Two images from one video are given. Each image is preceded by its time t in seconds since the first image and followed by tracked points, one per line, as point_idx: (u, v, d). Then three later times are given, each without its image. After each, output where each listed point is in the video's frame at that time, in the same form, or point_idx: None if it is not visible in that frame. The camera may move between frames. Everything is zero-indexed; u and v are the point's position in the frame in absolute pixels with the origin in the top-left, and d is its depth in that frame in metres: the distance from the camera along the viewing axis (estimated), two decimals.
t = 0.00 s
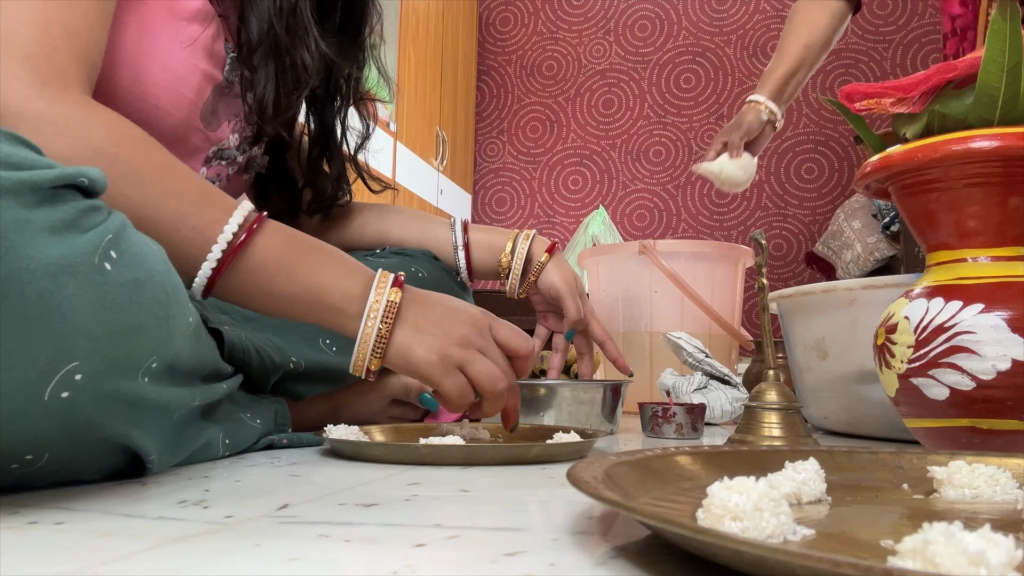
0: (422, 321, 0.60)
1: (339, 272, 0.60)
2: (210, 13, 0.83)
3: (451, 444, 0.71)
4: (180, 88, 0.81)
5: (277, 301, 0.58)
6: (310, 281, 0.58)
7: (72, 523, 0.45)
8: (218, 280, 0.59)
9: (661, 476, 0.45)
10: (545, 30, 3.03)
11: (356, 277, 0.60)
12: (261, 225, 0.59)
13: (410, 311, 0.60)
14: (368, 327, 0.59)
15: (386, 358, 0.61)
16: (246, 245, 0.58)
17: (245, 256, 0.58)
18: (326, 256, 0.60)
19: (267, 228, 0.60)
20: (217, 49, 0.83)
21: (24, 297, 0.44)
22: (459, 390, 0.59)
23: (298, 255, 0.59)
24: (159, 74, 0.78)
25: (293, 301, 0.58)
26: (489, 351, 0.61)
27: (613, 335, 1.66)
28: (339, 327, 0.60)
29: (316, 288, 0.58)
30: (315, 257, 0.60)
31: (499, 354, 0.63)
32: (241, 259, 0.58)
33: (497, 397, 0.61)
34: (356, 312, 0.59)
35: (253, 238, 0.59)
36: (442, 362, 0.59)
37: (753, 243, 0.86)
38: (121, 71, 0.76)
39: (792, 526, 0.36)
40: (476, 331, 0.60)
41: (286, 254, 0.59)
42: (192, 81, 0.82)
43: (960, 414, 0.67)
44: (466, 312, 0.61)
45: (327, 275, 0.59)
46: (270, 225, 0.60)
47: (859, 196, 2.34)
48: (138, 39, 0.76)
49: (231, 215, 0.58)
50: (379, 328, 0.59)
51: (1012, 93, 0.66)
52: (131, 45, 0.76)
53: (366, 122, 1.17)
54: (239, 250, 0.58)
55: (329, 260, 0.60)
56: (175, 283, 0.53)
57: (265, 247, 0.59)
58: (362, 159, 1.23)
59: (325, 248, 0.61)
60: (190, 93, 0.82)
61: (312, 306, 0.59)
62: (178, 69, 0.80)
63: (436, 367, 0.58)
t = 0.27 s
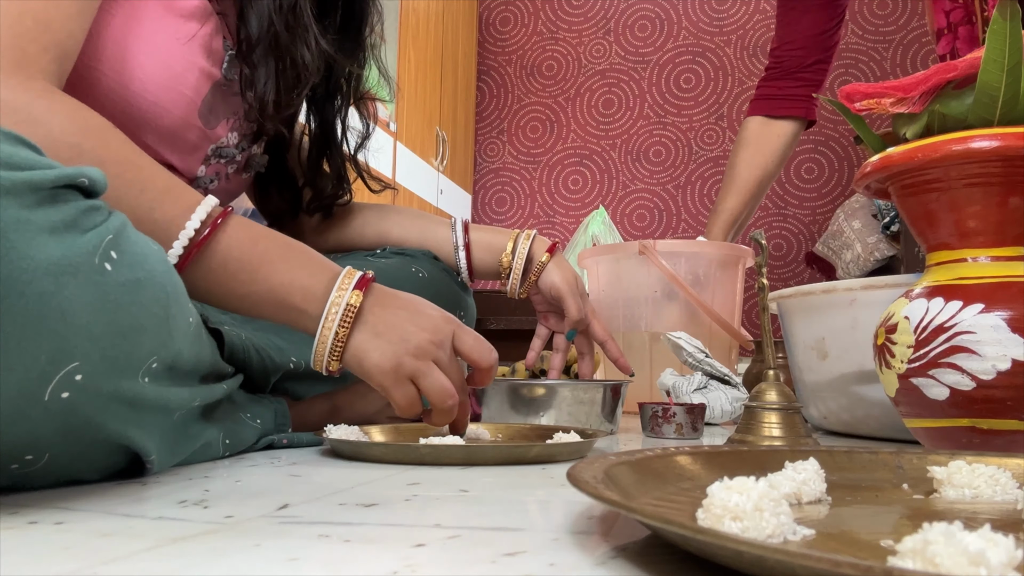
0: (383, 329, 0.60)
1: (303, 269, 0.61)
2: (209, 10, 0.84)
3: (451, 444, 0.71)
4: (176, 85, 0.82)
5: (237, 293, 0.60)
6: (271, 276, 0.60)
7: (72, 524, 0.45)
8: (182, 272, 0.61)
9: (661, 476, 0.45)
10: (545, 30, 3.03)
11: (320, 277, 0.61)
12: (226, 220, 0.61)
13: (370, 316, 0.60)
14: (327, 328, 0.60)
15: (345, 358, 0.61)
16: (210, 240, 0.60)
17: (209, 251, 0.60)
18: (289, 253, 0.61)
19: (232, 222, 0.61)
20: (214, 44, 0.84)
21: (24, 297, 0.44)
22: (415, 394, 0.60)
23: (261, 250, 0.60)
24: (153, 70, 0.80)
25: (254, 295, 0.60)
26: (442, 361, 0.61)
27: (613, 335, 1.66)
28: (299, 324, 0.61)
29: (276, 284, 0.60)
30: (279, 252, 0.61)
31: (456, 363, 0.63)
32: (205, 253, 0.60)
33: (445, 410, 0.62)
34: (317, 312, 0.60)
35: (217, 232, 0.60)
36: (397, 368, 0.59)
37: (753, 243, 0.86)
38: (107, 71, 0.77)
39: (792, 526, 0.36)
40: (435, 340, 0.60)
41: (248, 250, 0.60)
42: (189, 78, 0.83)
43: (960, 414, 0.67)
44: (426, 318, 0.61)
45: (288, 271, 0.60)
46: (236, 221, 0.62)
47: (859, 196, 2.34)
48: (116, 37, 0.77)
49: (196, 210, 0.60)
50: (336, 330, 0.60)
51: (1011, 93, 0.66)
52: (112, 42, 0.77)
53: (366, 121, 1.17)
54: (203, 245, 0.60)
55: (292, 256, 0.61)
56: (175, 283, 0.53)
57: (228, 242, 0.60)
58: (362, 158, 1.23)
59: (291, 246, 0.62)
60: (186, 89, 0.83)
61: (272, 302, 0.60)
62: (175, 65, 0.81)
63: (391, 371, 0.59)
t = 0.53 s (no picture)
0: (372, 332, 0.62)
1: (288, 276, 0.62)
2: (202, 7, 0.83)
3: (451, 444, 0.71)
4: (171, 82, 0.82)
5: (224, 297, 0.60)
6: (259, 284, 0.60)
7: (72, 523, 0.45)
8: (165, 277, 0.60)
9: (661, 476, 0.45)
10: (545, 30, 3.03)
11: (307, 285, 0.62)
12: (210, 225, 0.61)
13: (358, 320, 0.62)
14: (317, 333, 0.61)
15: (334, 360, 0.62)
16: (195, 245, 0.59)
17: (194, 255, 0.60)
18: (275, 260, 0.62)
19: (216, 227, 0.61)
20: (211, 42, 0.84)
21: (24, 297, 0.44)
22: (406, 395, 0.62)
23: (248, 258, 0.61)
24: (148, 67, 0.79)
25: (241, 300, 0.60)
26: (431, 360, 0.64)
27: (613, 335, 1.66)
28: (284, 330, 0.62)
29: (265, 292, 0.60)
30: (265, 259, 0.61)
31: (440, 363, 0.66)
32: (191, 259, 0.60)
33: (435, 407, 0.64)
34: (305, 317, 0.61)
35: (201, 238, 0.60)
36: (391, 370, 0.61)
37: (753, 242, 0.86)
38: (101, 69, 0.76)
39: (792, 526, 0.36)
40: (423, 342, 0.63)
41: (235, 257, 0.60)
42: (186, 76, 0.82)
43: (959, 414, 0.67)
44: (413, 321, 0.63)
45: (276, 278, 0.61)
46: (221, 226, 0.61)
47: (859, 196, 2.34)
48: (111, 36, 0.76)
49: (181, 215, 0.60)
50: (327, 334, 0.61)
51: (1012, 93, 0.66)
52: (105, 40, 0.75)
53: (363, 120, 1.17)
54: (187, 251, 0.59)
55: (278, 264, 0.62)
56: (175, 282, 0.53)
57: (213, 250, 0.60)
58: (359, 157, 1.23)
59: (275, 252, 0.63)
60: (181, 86, 0.83)
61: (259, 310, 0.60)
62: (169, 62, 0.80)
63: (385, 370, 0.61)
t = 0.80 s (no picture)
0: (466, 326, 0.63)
1: (377, 272, 0.60)
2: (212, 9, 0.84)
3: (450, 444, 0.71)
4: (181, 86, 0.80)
5: (317, 296, 0.57)
6: (352, 278, 0.58)
7: (72, 524, 0.45)
8: (251, 276, 0.57)
9: (661, 476, 0.45)
10: (545, 30, 3.03)
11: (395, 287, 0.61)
12: (298, 222, 0.58)
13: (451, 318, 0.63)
14: (417, 335, 0.60)
15: (435, 358, 0.62)
16: (280, 242, 0.56)
17: (281, 253, 0.57)
18: (361, 255, 0.60)
19: (304, 225, 0.58)
20: (218, 44, 0.84)
21: (26, 297, 0.44)
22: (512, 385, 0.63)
23: (335, 254, 0.58)
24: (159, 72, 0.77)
25: (334, 293, 0.57)
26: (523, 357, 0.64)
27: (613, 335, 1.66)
28: (378, 328, 0.61)
29: (358, 286, 0.58)
30: (350, 256, 0.59)
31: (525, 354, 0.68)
32: (279, 257, 0.57)
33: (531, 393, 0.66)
34: (404, 308, 0.61)
35: (287, 236, 0.57)
36: (491, 364, 0.62)
37: (753, 243, 0.86)
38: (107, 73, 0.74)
39: (792, 526, 0.36)
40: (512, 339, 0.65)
41: (324, 252, 0.58)
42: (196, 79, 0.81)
43: (959, 414, 0.67)
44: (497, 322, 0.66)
45: (365, 274, 0.59)
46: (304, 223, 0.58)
47: (860, 196, 2.34)
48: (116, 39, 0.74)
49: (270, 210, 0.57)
50: (428, 332, 0.61)
51: (1012, 93, 0.66)
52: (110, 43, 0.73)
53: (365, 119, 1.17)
54: (273, 249, 0.56)
55: (365, 261, 0.60)
56: (176, 282, 0.53)
57: (302, 245, 0.57)
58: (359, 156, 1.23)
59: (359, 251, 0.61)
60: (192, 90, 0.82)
61: (351, 306, 0.58)
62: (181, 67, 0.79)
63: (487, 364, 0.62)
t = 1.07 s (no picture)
0: (457, 303, 0.60)
1: (361, 252, 0.58)
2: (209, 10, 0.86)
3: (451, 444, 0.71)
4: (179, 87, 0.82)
5: (296, 281, 0.56)
6: (332, 260, 0.57)
7: (72, 524, 0.45)
8: (228, 263, 0.56)
9: (662, 477, 0.45)
10: (545, 30, 3.03)
11: (379, 266, 0.59)
12: (275, 205, 0.57)
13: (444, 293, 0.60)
14: (405, 317, 0.58)
15: (426, 339, 0.59)
16: (256, 226, 0.56)
17: (255, 238, 0.56)
18: (344, 238, 0.59)
19: (281, 208, 0.57)
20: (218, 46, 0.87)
21: (24, 297, 0.44)
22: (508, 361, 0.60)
23: (314, 237, 0.57)
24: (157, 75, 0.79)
25: (312, 276, 0.56)
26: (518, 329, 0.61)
27: (613, 335, 1.66)
28: (366, 313, 0.58)
29: (338, 267, 0.56)
30: (333, 238, 0.58)
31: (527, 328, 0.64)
32: (254, 242, 0.56)
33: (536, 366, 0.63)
34: (390, 289, 0.58)
35: (263, 219, 0.56)
36: (485, 339, 0.59)
37: (753, 243, 0.86)
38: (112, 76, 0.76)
39: (792, 526, 0.36)
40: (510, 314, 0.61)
41: (303, 235, 0.57)
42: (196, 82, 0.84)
43: (959, 414, 0.67)
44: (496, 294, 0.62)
45: (349, 255, 0.57)
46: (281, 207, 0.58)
47: (860, 196, 2.34)
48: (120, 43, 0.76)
49: (247, 191, 0.56)
50: (416, 313, 0.58)
51: (1012, 94, 0.66)
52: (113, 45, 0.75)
53: (366, 121, 1.17)
54: (248, 233, 0.55)
55: (349, 243, 0.58)
56: (175, 282, 0.53)
57: (278, 229, 0.56)
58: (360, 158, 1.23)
59: (341, 233, 0.59)
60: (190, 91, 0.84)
61: (331, 288, 0.56)
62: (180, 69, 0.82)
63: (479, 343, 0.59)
